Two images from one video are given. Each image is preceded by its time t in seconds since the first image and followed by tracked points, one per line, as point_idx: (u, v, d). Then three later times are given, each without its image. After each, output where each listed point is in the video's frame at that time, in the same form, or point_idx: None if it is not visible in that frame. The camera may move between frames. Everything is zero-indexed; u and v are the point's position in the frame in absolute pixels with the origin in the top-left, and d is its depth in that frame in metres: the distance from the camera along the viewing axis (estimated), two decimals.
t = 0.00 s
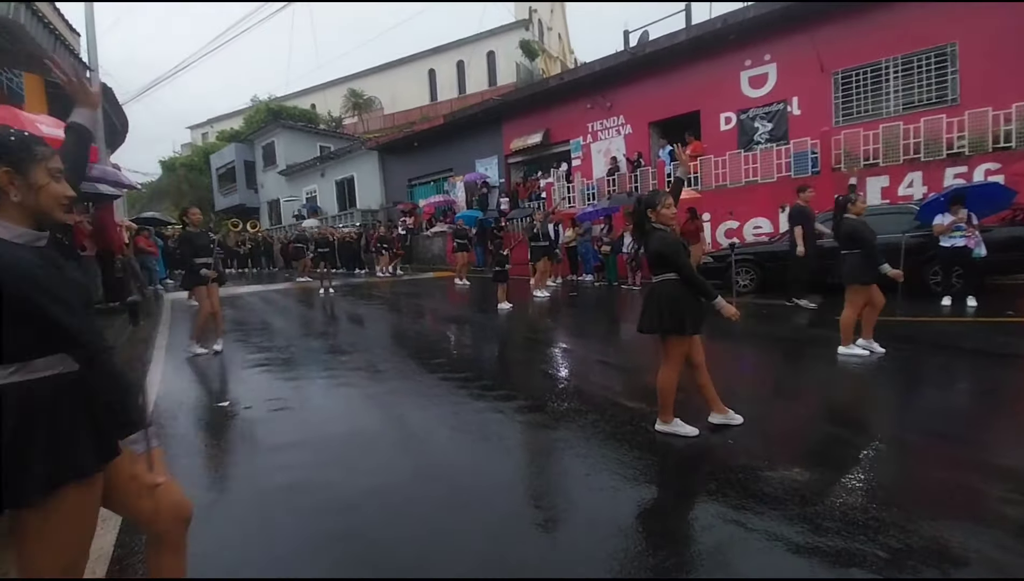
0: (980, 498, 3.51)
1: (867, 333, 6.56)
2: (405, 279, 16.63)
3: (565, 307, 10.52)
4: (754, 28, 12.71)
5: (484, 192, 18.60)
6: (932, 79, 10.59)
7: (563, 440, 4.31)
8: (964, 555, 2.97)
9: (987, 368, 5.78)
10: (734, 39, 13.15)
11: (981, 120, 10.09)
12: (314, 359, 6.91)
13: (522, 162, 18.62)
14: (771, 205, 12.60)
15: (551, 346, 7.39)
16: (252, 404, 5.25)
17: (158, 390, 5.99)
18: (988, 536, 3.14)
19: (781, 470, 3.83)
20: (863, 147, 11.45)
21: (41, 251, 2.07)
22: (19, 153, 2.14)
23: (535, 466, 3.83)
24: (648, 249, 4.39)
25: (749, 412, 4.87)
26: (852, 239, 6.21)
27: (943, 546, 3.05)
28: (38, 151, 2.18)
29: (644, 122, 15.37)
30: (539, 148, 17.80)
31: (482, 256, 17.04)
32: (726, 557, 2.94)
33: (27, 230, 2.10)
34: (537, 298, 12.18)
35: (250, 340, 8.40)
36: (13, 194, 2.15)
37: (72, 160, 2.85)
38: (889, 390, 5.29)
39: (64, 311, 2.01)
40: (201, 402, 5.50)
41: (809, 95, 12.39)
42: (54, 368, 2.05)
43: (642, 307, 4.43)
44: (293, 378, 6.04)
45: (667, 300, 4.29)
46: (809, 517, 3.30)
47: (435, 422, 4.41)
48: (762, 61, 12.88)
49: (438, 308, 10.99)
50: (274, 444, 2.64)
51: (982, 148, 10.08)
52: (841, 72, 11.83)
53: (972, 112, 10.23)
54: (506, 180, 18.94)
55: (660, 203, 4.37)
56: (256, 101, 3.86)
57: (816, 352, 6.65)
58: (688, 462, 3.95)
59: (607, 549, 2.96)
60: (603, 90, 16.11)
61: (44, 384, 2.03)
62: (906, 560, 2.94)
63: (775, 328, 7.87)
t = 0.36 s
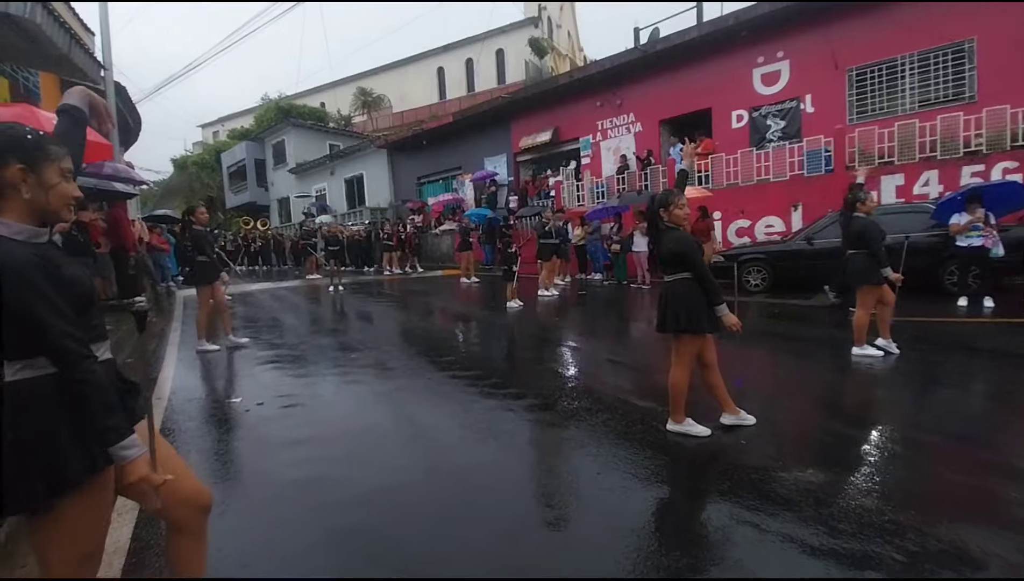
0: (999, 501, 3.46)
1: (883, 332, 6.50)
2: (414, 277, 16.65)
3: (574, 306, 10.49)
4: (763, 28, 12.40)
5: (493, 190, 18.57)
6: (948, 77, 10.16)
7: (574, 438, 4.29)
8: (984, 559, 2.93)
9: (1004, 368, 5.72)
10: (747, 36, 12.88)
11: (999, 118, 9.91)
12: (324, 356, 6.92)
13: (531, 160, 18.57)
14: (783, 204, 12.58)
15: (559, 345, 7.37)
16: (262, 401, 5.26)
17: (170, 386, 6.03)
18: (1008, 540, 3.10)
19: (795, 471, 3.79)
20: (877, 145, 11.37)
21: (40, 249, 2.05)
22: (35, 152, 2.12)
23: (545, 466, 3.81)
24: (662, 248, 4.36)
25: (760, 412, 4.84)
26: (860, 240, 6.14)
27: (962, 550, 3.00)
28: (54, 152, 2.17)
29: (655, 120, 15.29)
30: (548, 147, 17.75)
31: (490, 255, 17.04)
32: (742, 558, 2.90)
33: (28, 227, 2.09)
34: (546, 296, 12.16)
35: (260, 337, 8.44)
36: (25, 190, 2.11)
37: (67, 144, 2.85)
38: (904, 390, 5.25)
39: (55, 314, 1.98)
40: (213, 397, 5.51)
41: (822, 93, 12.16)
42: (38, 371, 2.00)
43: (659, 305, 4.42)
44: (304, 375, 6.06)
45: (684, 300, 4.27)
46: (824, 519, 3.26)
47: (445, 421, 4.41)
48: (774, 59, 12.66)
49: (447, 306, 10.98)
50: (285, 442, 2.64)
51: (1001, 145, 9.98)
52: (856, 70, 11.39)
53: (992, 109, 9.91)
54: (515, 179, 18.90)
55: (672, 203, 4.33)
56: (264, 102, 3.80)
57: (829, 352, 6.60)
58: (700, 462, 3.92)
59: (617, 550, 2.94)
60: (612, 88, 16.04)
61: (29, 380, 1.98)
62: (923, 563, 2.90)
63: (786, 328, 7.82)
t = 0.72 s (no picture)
0: (1018, 508, 3.42)
1: (900, 335, 6.44)
2: (423, 276, 16.67)
3: (583, 306, 10.46)
4: (779, 27, 12.65)
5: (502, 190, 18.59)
6: (967, 78, 10.44)
7: (586, 439, 4.28)
8: (1003, 567, 2.89)
9: (1020, 373, 5.65)
10: (760, 36, 12.96)
11: (1019, 119, 9.87)
12: (334, 354, 6.94)
13: (541, 160, 18.55)
14: (796, 204, 12.46)
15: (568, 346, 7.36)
16: (274, 397, 5.28)
17: (183, 382, 6.06)
18: None
19: (809, 475, 3.76)
20: (892, 146, 11.13)
21: (53, 245, 2.04)
22: (59, 153, 2.14)
23: (557, 466, 3.80)
24: (675, 250, 4.33)
25: (773, 415, 4.81)
26: (874, 242, 6.09)
27: (980, 558, 2.97)
28: (75, 154, 2.19)
29: (665, 120, 15.22)
30: (558, 147, 17.72)
31: (499, 254, 17.05)
32: (756, 561, 2.88)
33: (44, 224, 2.08)
34: (555, 296, 12.14)
35: (271, 334, 8.48)
36: (49, 190, 2.11)
37: (80, 138, 2.88)
38: (919, 395, 5.20)
39: (63, 310, 1.96)
40: (225, 394, 5.54)
41: (837, 93, 12.09)
42: (45, 368, 1.99)
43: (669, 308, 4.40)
44: (314, 373, 6.08)
45: (696, 303, 4.24)
46: (840, 525, 3.23)
47: (455, 420, 4.43)
48: (788, 59, 12.68)
49: (455, 305, 10.99)
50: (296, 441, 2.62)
51: (1019, 148, 9.89)
52: (871, 70, 11.61)
53: (1010, 110, 9.98)
54: (525, 178, 18.88)
55: (690, 205, 4.31)
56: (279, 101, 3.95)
57: (841, 355, 6.55)
58: (715, 465, 3.89)
59: (629, 551, 2.92)
60: (623, 88, 15.98)
61: (37, 378, 1.99)
62: (942, 570, 2.86)
63: (798, 330, 7.76)
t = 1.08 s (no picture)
0: None
1: (917, 339, 6.38)
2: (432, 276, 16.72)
3: (593, 308, 10.45)
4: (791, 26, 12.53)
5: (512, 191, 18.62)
6: (984, 80, 10.41)
7: (599, 441, 4.26)
8: None
9: None
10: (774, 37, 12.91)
11: None
12: (345, 353, 6.96)
13: (551, 161, 18.54)
14: (809, 206, 12.36)
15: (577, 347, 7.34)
16: (287, 396, 5.30)
17: (197, 380, 6.10)
18: None
19: (825, 481, 3.72)
20: (908, 149, 11.00)
21: (75, 246, 2.03)
22: (85, 154, 2.15)
23: (569, 467, 3.78)
24: (691, 253, 4.29)
25: (785, 419, 4.78)
26: (889, 246, 6.03)
27: (1001, 566, 2.93)
28: (102, 155, 2.21)
29: (676, 122, 15.16)
30: (568, 148, 17.71)
31: (508, 255, 17.07)
32: (772, 567, 2.85)
33: (70, 224, 2.08)
34: (564, 298, 12.15)
35: (282, 333, 8.51)
36: (77, 191, 2.12)
37: (106, 141, 2.87)
38: (935, 400, 5.15)
39: (83, 308, 1.95)
40: (237, 393, 5.56)
41: (852, 95, 12.07)
42: (67, 366, 2.01)
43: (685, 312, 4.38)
44: (325, 372, 6.10)
45: (711, 306, 4.22)
46: (857, 531, 3.19)
47: (467, 421, 4.43)
48: (801, 60, 12.63)
49: (465, 306, 11.01)
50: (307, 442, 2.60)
51: None
52: (885, 71, 11.51)
53: None
54: (535, 179, 18.88)
55: (707, 208, 4.32)
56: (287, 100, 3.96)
57: (855, 359, 6.50)
58: (728, 469, 3.86)
59: (642, 554, 2.90)
60: (634, 89, 15.94)
61: (59, 377, 2.02)
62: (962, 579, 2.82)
63: (811, 334, 7.70)
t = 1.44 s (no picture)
0: None
1: (935, 343, 6.30)
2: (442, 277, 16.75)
3: (604, 309, 10.42)
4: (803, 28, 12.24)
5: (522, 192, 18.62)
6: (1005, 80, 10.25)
7: (611, 445, 4.23)
8: None
9: None
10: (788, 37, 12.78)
11: None
12: (356, 353, 6.97)
13: (561, 162, 18.51)
14: (825, 208, 12.29)
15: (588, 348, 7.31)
16: (299, 395, 5.31)
17: (210, 378, 6.13)
18: None
19: (843, 488, 3.67)
20: (926, 150, 10.93)
21: (97, 248, 2.04)
22: (109, 156, 2.15)
23: (581, 471, 3.75)
24: (706, 255, 4.26)
25: (801, 424, 4.73)
26: (907, 248, 5.95)
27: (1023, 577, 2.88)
28: (125, 159, 2.21)
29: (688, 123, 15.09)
30: (579, 149, 17.67)
31: (518, 256, 17.06)
32: (788, 574, 2.81)
33: (92, 226, 2.09)
34: (575, 299, 12.13)
35: (294, 333, 8.55)
36: (100, 193, 2.12)
37: (124, 142, 2.90)
38: (953, 406, 5.09)
39: (102, 309, 1.95)
40: (250, 392, 5.58)
41: (866, 95, 11.90)
42: (86, 365, 2.01)
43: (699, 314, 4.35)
44: (337, 372, 6.11)
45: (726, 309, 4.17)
46: (876, 540, 3.14)
47: (479, 423, 4.41)
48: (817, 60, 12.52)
49: (475, 306, 11.00)
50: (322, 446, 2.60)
51: None
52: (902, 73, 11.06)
53: None
54: (545, 180, 18.85)
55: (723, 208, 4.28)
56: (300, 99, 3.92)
57: (870, 363, 6.44)
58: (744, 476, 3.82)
59: (654, 559, 2.87)
60: (646, 89, 15.87)
61: (79, 376, 2.01)
62: None
63: (826, 338, 7.62)
